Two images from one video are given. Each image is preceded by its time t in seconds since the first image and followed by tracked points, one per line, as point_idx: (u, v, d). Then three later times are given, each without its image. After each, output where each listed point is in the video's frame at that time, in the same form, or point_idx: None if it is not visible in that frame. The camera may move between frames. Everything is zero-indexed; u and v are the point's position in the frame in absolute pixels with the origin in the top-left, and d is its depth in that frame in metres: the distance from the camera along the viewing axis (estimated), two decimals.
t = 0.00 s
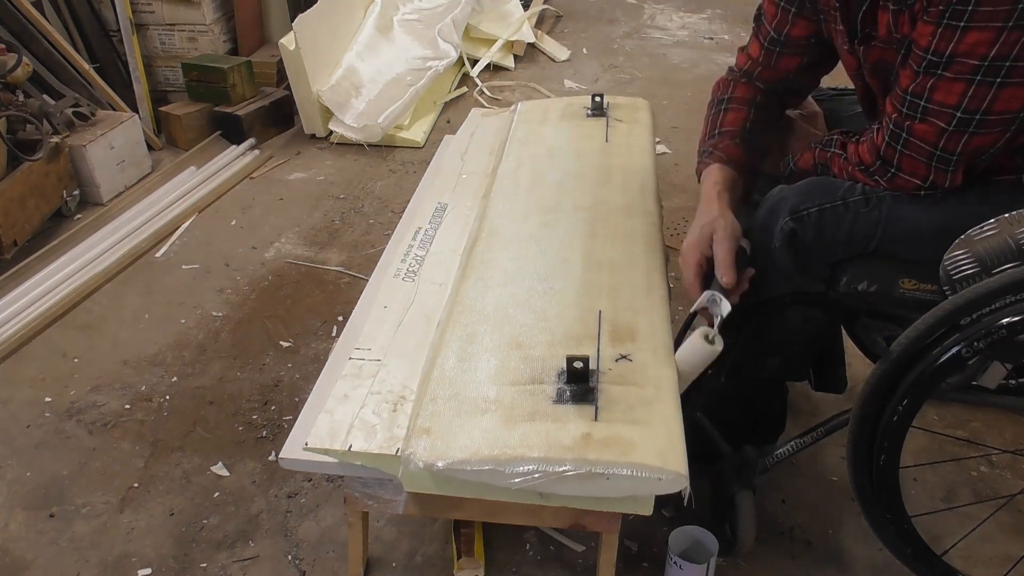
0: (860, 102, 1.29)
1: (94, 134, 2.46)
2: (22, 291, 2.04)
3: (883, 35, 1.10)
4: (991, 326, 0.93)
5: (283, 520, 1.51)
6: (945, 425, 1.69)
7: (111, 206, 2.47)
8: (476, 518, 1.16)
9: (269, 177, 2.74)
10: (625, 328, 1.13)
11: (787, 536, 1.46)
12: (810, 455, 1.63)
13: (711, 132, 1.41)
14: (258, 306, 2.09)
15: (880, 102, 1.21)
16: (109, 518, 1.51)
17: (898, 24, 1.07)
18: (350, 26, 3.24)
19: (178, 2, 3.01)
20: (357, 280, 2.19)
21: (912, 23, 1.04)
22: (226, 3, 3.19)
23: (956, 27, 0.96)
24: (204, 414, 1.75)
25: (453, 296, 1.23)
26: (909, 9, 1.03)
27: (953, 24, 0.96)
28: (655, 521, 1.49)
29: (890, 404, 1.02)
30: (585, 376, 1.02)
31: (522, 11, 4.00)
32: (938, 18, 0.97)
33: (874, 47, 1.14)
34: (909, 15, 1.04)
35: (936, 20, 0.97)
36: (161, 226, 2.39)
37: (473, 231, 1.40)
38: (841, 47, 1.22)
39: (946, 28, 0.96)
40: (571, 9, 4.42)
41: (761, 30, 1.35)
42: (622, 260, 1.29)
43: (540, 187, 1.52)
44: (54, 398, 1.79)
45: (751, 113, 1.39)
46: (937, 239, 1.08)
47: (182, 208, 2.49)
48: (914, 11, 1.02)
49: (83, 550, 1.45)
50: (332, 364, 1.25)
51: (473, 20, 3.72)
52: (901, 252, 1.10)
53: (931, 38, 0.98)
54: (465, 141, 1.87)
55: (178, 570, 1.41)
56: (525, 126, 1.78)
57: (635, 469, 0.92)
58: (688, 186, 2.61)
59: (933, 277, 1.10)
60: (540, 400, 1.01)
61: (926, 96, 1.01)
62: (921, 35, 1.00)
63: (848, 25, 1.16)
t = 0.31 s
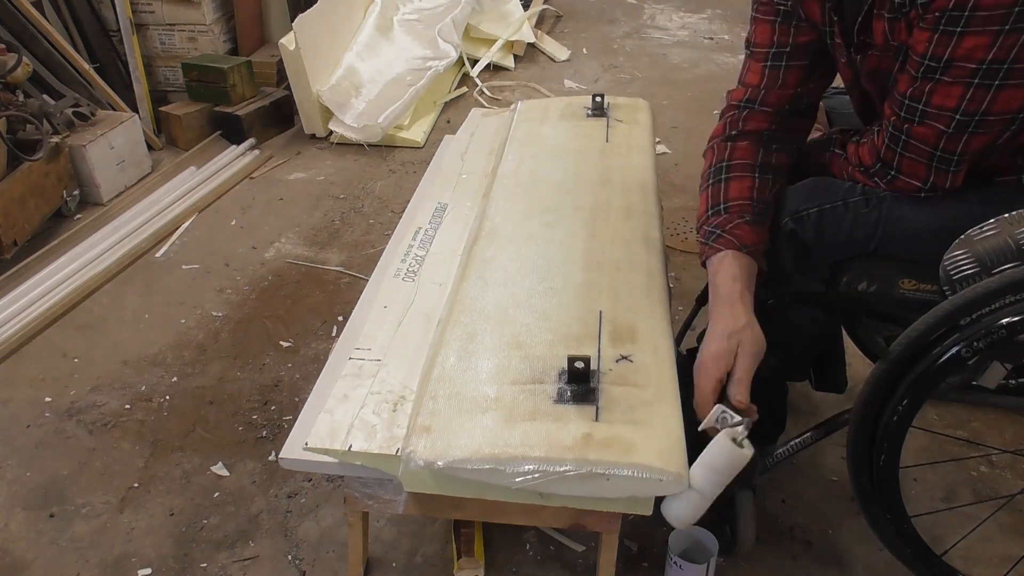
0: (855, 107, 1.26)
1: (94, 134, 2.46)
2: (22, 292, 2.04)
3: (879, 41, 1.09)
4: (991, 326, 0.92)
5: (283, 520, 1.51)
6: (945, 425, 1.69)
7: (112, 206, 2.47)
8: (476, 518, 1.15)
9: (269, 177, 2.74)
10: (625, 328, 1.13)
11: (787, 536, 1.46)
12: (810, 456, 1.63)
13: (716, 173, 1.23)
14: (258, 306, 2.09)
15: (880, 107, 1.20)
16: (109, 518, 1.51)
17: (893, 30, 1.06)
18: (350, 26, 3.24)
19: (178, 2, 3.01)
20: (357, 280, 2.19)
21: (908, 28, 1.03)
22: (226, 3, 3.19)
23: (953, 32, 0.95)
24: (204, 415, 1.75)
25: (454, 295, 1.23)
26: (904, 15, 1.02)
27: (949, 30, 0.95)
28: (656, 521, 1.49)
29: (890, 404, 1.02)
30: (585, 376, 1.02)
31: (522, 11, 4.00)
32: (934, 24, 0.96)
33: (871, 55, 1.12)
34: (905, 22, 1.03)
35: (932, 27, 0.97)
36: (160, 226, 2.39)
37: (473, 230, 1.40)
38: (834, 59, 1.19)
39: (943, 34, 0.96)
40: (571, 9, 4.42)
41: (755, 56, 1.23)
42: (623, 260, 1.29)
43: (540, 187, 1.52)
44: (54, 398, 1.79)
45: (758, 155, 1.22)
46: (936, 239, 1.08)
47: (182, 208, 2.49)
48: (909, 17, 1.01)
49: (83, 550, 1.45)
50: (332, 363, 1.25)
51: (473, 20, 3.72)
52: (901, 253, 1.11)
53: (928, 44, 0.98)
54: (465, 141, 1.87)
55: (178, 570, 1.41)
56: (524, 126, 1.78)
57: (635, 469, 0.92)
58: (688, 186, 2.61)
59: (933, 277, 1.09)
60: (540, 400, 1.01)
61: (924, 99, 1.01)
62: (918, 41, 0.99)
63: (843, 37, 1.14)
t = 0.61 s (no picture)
0: (857, 105, 1.27)
1: (94, 134, 2.46)
2: (21, 291, 2.04)
3: (882, 45, 1.10)
4: (991, 327, 0.92)
5: (283, 520, 1.51)
6: (945, 425, 1.69)
7: (112, 206, 2.47)
8: (476, 518, 1.15)
9: (269, 177, 2.74)
10: (624, 328, 1.13)
11: (787, 536, 1.46)
12: (810, 455, 1.63)
13: (710, 129, 1.38)
14: (258, 306, 2.09)
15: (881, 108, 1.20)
16: (109, 518, 1.51)
17: (896, 35, 1.06)
18: (350, 26, 3.24)
19: (178, 2, 3.01)
20: (357, 280, 2.19)
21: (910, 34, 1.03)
22: (226, 3, 3.19)
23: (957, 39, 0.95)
24: (204, 415, 1.75)
25: (453, 296, 1.23)
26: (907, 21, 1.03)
27: (953, 38, 0.95)
28: (655, 521, 1.49)
29: (890, 404, 1.02)
30: (584, 376, 1.02)
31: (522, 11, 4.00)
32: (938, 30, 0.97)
33: (874, 56, 1.13)
34: (908, 27, 1.03)
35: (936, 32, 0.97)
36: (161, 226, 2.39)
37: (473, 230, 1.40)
38: (839, 55, 1.20)
39: (947, 41, 0.96)
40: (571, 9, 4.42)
41: (756, 32, 1.32)
42: (622, 260, 1.29)
43: (540, 187, 1.52)
44: (54, 398, 1.79)
45: (751, 113, 1.37)
46: (936, 239, 1.08)
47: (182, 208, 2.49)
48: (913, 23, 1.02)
49: (83, 550, 1.45)
50: (332, 364, 1.25)
51: (473, 20, 3.72)
52: (901, 252, 1.11)
53: (932, 50, 0.98)
54: (465, 141, 1.87)
55: (178, 570, 1.41)
56: (524, 126, 1.78)
57: (635, 469, 0.92)
58: (688, 186, 2.61)
59: (933, 277, 1.09)
60: (538, 400, 1.01)
61: (926, 105, 1.01)
62: (921, 46, 1.00)
63: (847, 34, 1.15)
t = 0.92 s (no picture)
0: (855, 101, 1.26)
1: (94, 134, 2.46)
2: (21, 291, 2.04)
3: (878, 38, 1.10)
4: (991, 327, 0.93)
5: (283, 520, 1.51)
6: (945, 425, 1.69)
7: (112, 206, 2.47)
8: (476, 518, 1.15)
9: (269, 177, 2.74)
10: (624, 328, 1.13)
11: (787, 536, 1.46)
12: (810, 455, 1.63)
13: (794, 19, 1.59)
14: (258, 306, 2.09)
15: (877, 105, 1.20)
16: (109, 518, 1.51)
17: (893, 27, 1.06)
18: (350, 26, 3.24)
19: (178, 2, 3.01)
20: (357, 280, 2.19)
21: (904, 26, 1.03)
22: (226, 3, 3.19)
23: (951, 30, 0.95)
24: (204, 415, 1.75)
25: (453, 296, 1.23)
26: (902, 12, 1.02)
27: (946, 29, 0.95)
28: (655, 521, 1.49)
29: (890, 404, 1.02)
30: (584, 376, 1.02)
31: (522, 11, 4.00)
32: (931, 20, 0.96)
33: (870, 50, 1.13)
34: (903, 20, 1.03)
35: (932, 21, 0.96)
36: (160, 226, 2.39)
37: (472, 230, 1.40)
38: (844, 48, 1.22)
39: (939, 33, 0.96)
40: (571, 9, 4.42)
41: None
42: (622, 260, 1.29)
43: (540, 187, 1.52)
44: (54, 398, 1.79)
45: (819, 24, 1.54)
46: (936, 239, 1.08)
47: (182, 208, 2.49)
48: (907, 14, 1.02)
49: (83, 550, 1.45)
50: (332, 364, 1.25)
51: (473, 20, 3.73)
52: (900, 252, 1.11)
53: (925, 42, 0.97)
54: (465, 141, 1.87)
55: (178, 570, 1.41)
56: (524, 126, 1.78)
57: (635, 469, 0.92)
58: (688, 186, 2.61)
59: (932, 277, 1.10)
60: (538, 400, 1.01)
61: (920, 98, 1.00)
62: (915, 39, 0.99)
63: (847, 25, 1.16)
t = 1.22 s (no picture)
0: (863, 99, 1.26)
1: (94, 134, 2.46)
2: (21, 291, 2.04)
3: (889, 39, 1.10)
4: (992, 327, 0.93)
5: (283, 520, 1.51)
6: (945, 425, 1.69)
7: (112, 206, 2.47)
8: (477, 518, 1.15)
9: (269, 177, 2.74)
10: (625, 328, 1.13)
11: (787, 536, 1.46)
12: (810, 456, 1.63)
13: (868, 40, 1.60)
14: (258, 306, 2.09)
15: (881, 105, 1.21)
16: (109, 518, 1.51)
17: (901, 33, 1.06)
18: (350, 26, 3.24)
19: (178, 2, 3.01)
20: (357, 280, 2.19)
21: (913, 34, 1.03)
22: (226, 3, 3.19)
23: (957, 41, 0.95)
24: (204, 415, 1.75)
25: (453, 296, 1.23)
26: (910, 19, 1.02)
27: (955, 42, 0.95)
28: (655, 521, 1.49)
29: (890, 404, 1.02)
30: (585, 376, 1.02)
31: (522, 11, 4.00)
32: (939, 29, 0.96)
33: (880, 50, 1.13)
34: (912, 26, 1.03)
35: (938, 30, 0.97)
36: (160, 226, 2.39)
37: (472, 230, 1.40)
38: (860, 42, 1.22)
39: (948, 45, 0.96)
40: (571, 9, 4.42)
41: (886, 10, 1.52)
42: (622, 260, 1.29)
43: (540, 187, 1.52)
44: (54, 398, 1.79)
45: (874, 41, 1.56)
46: (936, 238, 1.08)
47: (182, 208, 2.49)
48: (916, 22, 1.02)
49: (83, 550, 1.45)
50: (332, 364, 1.25)
51: (473, 20, 3.73)
52: (901, 252, 1.11)
53: (933, 53, 0.97)
54: (465, 141, 1.87)
55: (178, 570, 1.41)
56: (524, 125, 1.78)
57: (635, 469, 0.92)
58: (688, 186, 2.61)
59: (933, 277, 1.10)
60: (539, 400, 1.01)
61: (925, 107, 1.00)
62: (922, 48, 0.99)
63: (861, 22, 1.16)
